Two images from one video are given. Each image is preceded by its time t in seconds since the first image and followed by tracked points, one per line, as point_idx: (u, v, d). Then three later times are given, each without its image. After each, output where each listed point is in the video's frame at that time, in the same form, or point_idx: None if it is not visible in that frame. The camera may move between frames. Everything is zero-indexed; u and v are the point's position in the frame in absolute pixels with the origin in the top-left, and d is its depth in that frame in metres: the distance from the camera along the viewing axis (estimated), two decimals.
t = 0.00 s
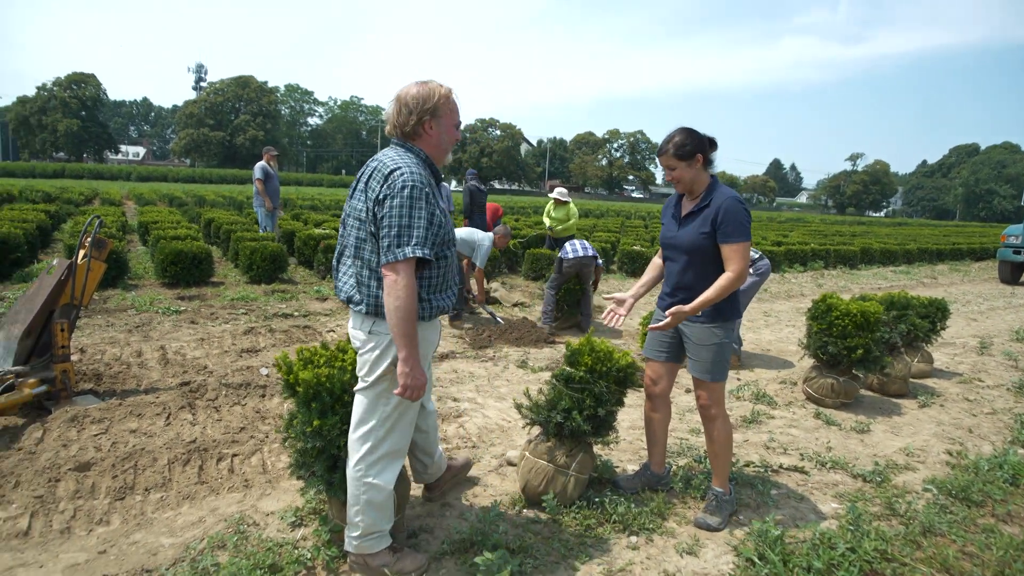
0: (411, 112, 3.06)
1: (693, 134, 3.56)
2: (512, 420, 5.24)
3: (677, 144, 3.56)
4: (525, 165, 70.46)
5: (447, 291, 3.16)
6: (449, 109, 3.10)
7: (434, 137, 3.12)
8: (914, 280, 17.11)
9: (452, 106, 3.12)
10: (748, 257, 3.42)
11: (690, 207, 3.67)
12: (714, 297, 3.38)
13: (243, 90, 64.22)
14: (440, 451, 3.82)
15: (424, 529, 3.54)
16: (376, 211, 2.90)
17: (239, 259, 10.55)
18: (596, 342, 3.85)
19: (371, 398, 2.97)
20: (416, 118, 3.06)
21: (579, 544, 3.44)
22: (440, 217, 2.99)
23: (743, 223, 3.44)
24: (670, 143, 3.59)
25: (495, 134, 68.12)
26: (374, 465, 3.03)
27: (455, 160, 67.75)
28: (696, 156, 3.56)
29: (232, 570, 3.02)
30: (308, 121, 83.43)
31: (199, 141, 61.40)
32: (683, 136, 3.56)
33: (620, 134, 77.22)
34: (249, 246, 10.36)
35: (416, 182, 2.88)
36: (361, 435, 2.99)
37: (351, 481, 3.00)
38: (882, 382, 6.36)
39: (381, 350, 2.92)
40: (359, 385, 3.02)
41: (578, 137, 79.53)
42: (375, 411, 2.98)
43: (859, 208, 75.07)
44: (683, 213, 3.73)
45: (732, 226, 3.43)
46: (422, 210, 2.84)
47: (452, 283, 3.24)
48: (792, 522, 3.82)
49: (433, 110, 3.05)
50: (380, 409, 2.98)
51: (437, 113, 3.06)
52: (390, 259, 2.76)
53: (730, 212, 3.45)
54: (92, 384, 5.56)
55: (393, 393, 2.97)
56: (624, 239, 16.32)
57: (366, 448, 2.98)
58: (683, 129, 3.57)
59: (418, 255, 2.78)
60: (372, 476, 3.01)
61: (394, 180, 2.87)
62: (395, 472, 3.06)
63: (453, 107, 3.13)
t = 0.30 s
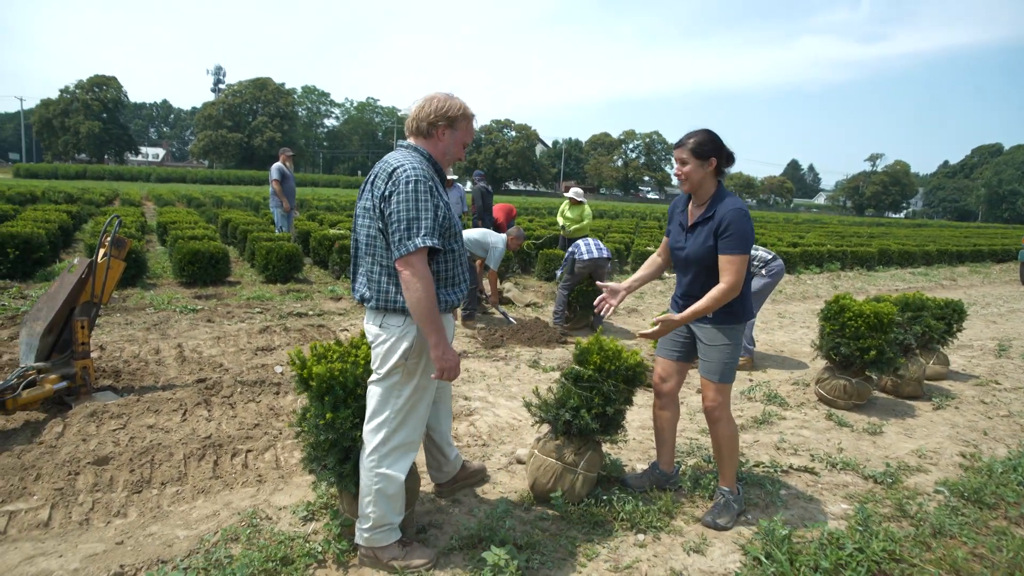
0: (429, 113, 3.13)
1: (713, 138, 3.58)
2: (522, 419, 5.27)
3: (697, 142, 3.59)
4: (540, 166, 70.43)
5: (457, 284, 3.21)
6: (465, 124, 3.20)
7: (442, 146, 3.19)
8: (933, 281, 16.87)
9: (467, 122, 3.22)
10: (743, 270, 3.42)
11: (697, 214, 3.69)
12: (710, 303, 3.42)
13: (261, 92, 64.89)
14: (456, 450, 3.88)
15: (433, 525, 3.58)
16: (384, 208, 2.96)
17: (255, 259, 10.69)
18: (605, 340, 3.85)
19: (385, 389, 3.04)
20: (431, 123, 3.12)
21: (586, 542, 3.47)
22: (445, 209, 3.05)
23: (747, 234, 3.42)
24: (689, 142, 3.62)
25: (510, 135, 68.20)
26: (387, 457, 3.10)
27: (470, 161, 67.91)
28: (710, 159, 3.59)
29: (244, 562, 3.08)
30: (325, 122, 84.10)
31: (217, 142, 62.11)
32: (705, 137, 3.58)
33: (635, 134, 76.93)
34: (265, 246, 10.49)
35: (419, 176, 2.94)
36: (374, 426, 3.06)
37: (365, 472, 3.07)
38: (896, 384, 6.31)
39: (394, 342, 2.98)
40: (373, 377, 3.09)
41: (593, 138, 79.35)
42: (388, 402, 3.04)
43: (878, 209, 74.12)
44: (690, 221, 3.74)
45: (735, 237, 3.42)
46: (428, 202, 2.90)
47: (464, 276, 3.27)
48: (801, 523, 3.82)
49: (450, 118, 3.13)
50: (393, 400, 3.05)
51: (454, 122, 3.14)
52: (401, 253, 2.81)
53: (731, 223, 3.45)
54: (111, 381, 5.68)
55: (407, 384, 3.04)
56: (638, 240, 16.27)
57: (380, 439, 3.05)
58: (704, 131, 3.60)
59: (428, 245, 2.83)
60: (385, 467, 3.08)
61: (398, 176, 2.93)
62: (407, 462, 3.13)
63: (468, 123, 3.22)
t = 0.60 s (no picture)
0: (438, 117, 3.18)
1: (703, 143, 3.61)
2: (521, 417, 5.30)
3: (687, 147, 3.62)
4: (542, 166, 70.45)
5: (455, 280, 3.24)
6: (474, 126, 3.23)
7: (451, 149, 3.23)
8: (934, 282, 16.87)
9: (479, 128, 3.26)
10: (728, 272, 3.46)
11: (686, 218, 3.73)
12: (696, 305, 3.46)
13: (263, 93, 64.99)
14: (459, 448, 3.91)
15: (431, 521, 3.61)
16: (385, 204, 3.01)
17: (257, 259, 10.72)
18: (603, 338, 3.87)
19: (386, 380, 3.11)
20: (440, 125, 3.17)
21: (583, 538, 3.50)
22: (446, 208, 3.08)
23: (732, 236, 3.47)
24: (681, 144, 3.65)
25: (512, 135, 68.23)
26: (388, 448, 3.16)
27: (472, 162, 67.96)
28: (700, 164, 3.62)
29: (244, 557, 3.11)
30: (327, 122, 84.21)
31: (220, 142, 62.22)
32: (697, 141, 3.61)
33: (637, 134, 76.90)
34: (267, 245, 10.52)
35: (422, 175, 2.98)
36: (377, 416, 3.14)
37: (368, 462, 3.14)
38: (894, 384, 6.33)
39: (394, 334, 3.04)
40: (375, 369, 3.17)
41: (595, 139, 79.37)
42: (389, 393, 3.11)
43: (880, 210, 74.01)
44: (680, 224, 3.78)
45: (720, 238, 3.47)
46: (428, 199, 2.94)
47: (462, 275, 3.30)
48: (796, 520, 3.85)
49: (460, 121, 3.17)
50: (394, 391, 3.11)
51: (464, 126, 3.18)
52: (399, 247, 2.85)
53: (717, 226, 3.49)
54: (113, 379, 5.71)
55: (407, 375, 3.10)
56: (639, 241, 16.30)
57: (382, 428, 3.12)
58: (694, 137, 3.64)
59: (424, 241, 2.86)
60: (385, 458, 3.13)
61: (400, 174, 2.97)
62: (407, 454, 3.18)
63: (479, 129, 3.26)
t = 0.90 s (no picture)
0: (442, 122, 3.21)
1: (682, 146, 3.65)
2: (520, 416, 5.33)
3: (664, 153, 3.65)
4: (542, 166, 70.44)
5: (458, 281, 3.28)
6: (479, 127, 3.26)
7: (457, 150, 3.26)
8: (934, 282, 16.88)
9: (483, 128, 3.29)
10: (712, 268, 3.49)
11: (673, 222, 3.77)
12: (681, 305, 3.48)
13: (264, 93, 65.05)
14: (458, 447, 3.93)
15: (430, 518, 3.63)
16: (394, 204, 3.04)
17: (257, 259, 10.75)
18: (600, 337, 3.88)
19: (390, 377, 3.12)
20: (445, 127, 3.20)
21: (580, 535, 3.53)
22: (451, 209, 3.11)
23: (716, 235, 3.51)
24: (659, 151, 3.68)
25: (512, 136, 68.26)
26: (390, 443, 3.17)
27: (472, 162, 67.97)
28: (680, 167, 3.64)
29: (244, 553, 3.14)
30: (327, 123, 84.28)
31: (220, 142, 62.26)
32: (675, 146, 3.65)
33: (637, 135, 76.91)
34: (267, 245, 10.55)
35: (432, 178, 3.01)
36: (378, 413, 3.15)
37: (368, 459, 3.16)
38: (892, 383, 6.35)
39: (397, 331, 3.07)
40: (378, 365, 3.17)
41: (595, 139, 79.37)
42: (391, 391, 3.12)
43: (880, 210, 73.99)
44: (668, 227, 3.82)
45: (705, 237, 3.50)
46: (436, 201, 2.97)
47: (465, 275, 3.34)
48: (792, 517, 3.88)
49: (464, 123, 3.20)
50: (396, 389, 3.13)
51: (469, 127, 3.21)
52: (405, 246, 2.88)
53: (701, 227, 3.52)
54: (114, 378, 5.75)
55: (409, 373, 3.11)
56: (639, 241, 16.33)
57: (384, 425, 3.14)
58: (672, 141, 3.68)
59: (432, 243, 2.90)
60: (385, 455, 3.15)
61: (410, 175, 3.01)
62: (408, 451, 3.20)
63: (483, 129, 3.29)
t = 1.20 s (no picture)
0: (434, 122, 3.22)
1: (675, 148, 3.66)
2: (522, 417, 5.34)
3: (658, 155, 3.66)
4: (543, 166, 70.42)
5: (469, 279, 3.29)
6: (471, 123, 3.25)
7: (452, 149, 3.26)
8: (935, 282, 16.88)
9: (475, 124, 3.29)
10: (714, 265, 3.50)
11: (671, 222, 3.78)
12: (684, 303, 3.48)
13: (265, 94, 65.08)
14: (461, 448, 3.94)
15: (433, 520, 3.64)
16: (401, 205, 3.04)
17: (259, 259, 10.76)
18: (603, 338, 3.88)
19: (400, 378, 3.12)
20: (439, 127, 3.20)
21: (584, 536, 3.53)
22: (459, 207, 3.12)
23: (714, 232, 3.52)
24: (652, 154, 3.69)
25: (513, 136, 68.29)
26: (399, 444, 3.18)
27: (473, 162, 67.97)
28: (675, 168, 3.65)
29: (248, 554, 3.15)
30: (328, 124, 84.34)
31: (221, 143, 62.31)
32: (667, 148, 3.66)
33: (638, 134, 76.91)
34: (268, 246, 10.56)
35: (436, 176, 3.02)
36: (388, 413, 3.15)
37: (377, 458, 3.16)
38: (893, 383, 6.35)
39: (410, 332, 3.07)
40: (387, 366, 3.18)
41: (596, 139, 79.36)
42: (403, 392, 3.12)
43: (881, 210, 73.96)
44: (666, 228, 3.83)
45: (703, 234, 3.51)
46: (445, 199, 2.98)
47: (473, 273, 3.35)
48: (795, 517, 3.88)
49: (456, 121, 3.20)
50: (407, 390, 3.13)
51: (461, 125, 3.21)
52: (419, 246, 2.89)
53: (700, 224, 3.53)
54: (117, 379, 5.76)
55: (420, 374, 3.12)
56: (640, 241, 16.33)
57: (393, 426, 3.13)
58: (663, 143, 3.69)
59: (444, 239, 2.90)
60: (395, 455, 3.16)
61: (415, 175, 3.02)
62: (417, 451, 3.21)
63: (475, 125, 3.29)
